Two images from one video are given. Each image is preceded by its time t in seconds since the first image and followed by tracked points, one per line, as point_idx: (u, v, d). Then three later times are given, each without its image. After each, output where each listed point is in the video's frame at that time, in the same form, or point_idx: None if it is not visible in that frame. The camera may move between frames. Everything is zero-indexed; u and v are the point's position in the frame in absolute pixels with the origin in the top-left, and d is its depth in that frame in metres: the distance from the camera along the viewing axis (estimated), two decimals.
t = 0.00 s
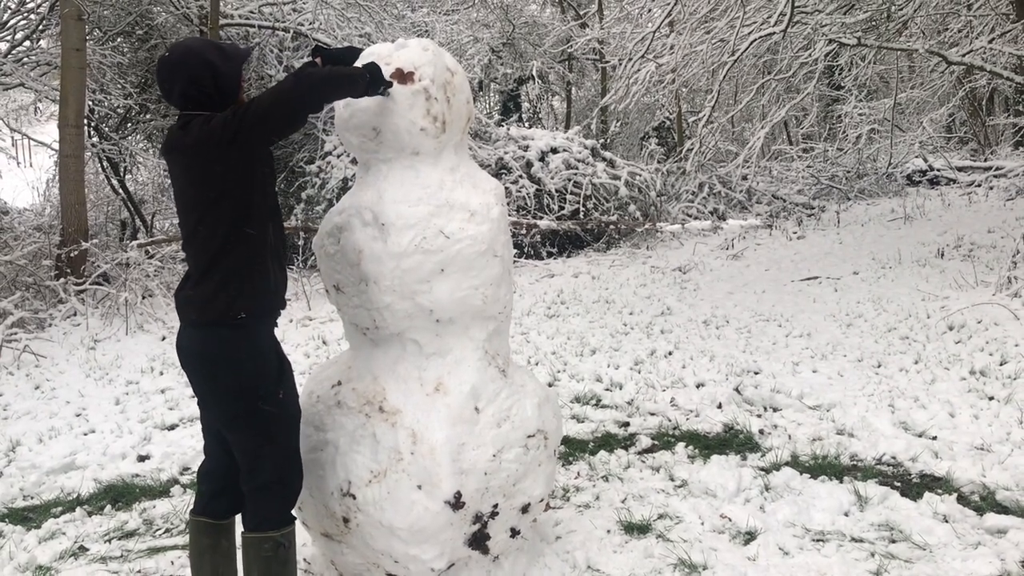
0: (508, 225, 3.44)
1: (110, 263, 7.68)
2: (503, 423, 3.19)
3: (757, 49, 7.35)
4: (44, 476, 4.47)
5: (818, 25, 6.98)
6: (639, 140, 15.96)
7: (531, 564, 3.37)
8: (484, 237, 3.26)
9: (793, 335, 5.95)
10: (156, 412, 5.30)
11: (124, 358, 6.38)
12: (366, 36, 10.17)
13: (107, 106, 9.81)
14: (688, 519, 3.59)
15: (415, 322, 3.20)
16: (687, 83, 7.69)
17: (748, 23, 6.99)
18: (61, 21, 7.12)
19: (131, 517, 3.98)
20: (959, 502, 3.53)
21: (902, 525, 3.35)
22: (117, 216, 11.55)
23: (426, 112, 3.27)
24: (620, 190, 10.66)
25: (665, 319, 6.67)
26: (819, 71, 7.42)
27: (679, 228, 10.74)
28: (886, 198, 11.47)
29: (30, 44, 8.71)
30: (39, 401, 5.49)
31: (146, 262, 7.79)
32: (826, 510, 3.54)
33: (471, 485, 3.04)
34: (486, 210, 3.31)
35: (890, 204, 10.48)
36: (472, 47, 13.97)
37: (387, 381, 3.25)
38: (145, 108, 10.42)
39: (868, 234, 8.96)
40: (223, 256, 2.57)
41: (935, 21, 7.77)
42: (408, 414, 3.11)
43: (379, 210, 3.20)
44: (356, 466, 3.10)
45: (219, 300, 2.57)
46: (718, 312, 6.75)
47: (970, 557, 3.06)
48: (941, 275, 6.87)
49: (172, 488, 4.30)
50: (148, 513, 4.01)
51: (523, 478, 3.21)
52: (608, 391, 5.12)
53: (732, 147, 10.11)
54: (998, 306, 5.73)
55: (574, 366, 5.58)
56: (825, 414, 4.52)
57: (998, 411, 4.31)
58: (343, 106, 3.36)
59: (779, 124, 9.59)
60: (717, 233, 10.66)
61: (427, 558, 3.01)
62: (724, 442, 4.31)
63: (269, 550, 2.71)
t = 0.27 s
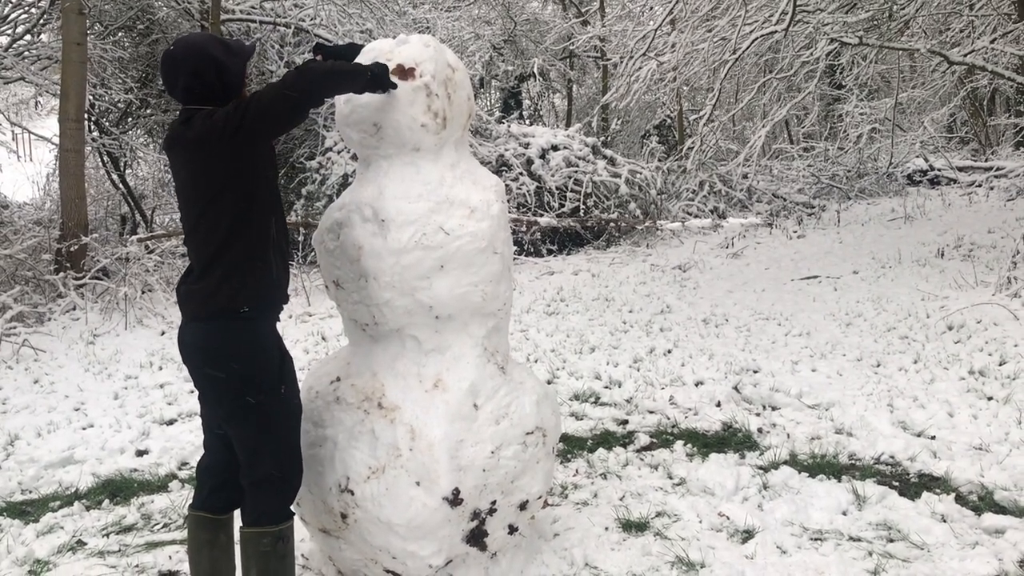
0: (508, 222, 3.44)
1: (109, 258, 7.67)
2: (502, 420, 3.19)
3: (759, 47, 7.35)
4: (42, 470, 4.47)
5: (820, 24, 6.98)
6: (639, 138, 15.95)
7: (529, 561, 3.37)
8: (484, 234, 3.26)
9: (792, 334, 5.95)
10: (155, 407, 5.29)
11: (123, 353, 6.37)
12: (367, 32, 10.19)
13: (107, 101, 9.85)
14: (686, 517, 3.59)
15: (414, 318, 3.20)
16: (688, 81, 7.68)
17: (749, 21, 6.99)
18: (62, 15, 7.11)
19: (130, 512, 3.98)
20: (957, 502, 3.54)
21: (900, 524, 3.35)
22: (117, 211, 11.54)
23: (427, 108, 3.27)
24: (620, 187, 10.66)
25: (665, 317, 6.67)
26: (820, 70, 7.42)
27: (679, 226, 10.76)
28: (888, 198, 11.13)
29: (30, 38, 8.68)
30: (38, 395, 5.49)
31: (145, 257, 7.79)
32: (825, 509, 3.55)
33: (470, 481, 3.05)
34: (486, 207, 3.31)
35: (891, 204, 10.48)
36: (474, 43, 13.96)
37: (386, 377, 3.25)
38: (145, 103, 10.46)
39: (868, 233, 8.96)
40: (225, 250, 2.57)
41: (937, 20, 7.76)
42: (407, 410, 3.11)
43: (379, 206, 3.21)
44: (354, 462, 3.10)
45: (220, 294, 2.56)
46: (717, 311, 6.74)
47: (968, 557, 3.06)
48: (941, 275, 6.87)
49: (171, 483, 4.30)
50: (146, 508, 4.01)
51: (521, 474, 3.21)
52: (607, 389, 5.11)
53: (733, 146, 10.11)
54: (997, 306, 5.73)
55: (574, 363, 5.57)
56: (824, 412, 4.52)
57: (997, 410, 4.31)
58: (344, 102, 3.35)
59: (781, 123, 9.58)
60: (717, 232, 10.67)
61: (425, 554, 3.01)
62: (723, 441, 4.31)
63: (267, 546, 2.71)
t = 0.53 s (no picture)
0: (513, 220, 3.44)
1: (115, 254, 7.69)
2: (506, 418, 3.20)
3: (766, 46, 7.35)
4: (46, 465, 4.48)
5: (827, 22, 6.96)
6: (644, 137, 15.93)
7: (532, 559, 3.37)
8: (489, 232, 3.26)
9: (796, 334, 5.94)
10: (160, 403, 5.30)
11: (128, 349, 6.38)
12: (373, 29, 10.11)
13: (113, 96, 9.99)
14: (690, 516, 3.59)
15: (419, 315, 3.20)
16: (694, 80, 7.67)
17: (756, 20, 6.97)
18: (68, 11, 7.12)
19: (134, 507, 3.99)
20: (961, 503, 3.53)
21: (904, 525, 3.34)
22: (123, 207, 11.56)
23: (432, 105, 3.27)
24: (625, 186, 10.65)
25: (669, 316, 6.67)
26: (826, 69, 7.40)
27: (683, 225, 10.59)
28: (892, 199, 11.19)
29: (37, 34, 8.67)
30: (43, 390, 5.50)
31: (151, 253, 7.80)
32: (828, 508, 3.54)
33: (473, 479, 3.05)
34: (491, 205, 3.31)
35: (897, 204, 10.45)
36: (480, 41, 13.95)
37: (390, 374, 3.25)
38: (151, 99, 10.49)
39: (873, 233, 8.94)
40: (232, 246, 2.57)
41: (944, 20, 7.74)
42: (410, 407, 3.12)
43: (384, 203, 3.21)
44: (358, 459, 3.11)
45: (228, 291, 2.57)
46: (722, 310, 6.73)
47: (972, 557, 3.05)
48: (946, 275, 6.85)
49: (175, 479, 4.31)
50: (151, 503, 4.02)
51: (525, 472, 3.21)
52: (611, 387, 5.11)
53: (738, 145, 10.10)
54: (1003, 306, 5.71)
55: (578, 362, 5.56)
56: (829, 412, 4.51)
57: (1002, 411, 4.30)
58: (350, 99, 3.36)
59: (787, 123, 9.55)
60: (721, 230, 10.67)
61: (429, 552, 3.01)
62: (727, 440, 4.31)
63: (272, 542, 2.71)
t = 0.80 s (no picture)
0: (531, 221, 3.44)
1: (134, 251, 7.76)
2: (523, 419, 3.20)
3: (785, 46, 7.30)
4: (67, 460, 4.54)
5: (847, 23, 6.93)
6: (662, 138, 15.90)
7: (547, 560, 3.39)
8: (507, 233, 3.27)
9: (814, 336, 5.92)
10: (178, 399, 5.35)
11: (147, 345, 6.44)
12: (392, 28, 10.19)
13: (134, 95, 9.94)
14: (706, 518, 3.60)
15: (437, 315, 3.22)
16: (713, 81, 7.67)
17: (775, 20, 6.96)
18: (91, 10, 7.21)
19: (153, 503, 4.04)
20: (979, 508, 3.52)
21: (921, 530, 3.33)
22: (143, 204, 11.65)
23: (452, 106, 3.28)
24: (643, 186, 10.56)
25: (686, 317, 6.66)
26: (846, 70, 7.37)
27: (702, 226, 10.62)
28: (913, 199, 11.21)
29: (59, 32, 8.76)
30: (64, 386, 5.57)
31: (170, 250, 7.86)
32: (845, 512, 3.53)
33: (490, 479, 3.06)
34: (509, 206, 3.31)
35: (916, 206, 10.38)
36: (499, 41, 13.96)
37: (408, 374, 3.26)
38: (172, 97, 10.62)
39: (892, 235, 8.89)
40: (256, 245, 2.59)
41: (967, 21, 7.66)
42: (428, 407, 3.13)
43: (403, 203, 3.22)
44: (375, 458, 3.12)
45: (250, 290, 2.59)
46: (739, 311, 6.72)
47: (990, 564, 3.04)
48: (965, 278, 6.80)
49: (194, 475, 4.35)
50: (170, 499, 4.07)
51: (541, 473, 3.22)
52: (627, 389, 5.11)
53: (757, 145, 10.06)
54: None
55: (594, 362, 5.57)
56: (846, 415, 4.50)
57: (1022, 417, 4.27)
58: (370, 99, 3.37)
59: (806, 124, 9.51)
60: (740, 232, 10.57)
61: (445, 551, 3.03)
62: (743, 442, 4.31)
63: (290, 540, 2.73)
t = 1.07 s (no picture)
0: (566, 225, 3.46)
1: (170, 248, 7.87)
2: (555, 422, 3.22)
3: (821, 52, 7.28)
4: (105, 453, 4.62)
5: (883, 29, 6.97)
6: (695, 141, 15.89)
7: (577, 563, 3.41)
8: (542, 237, 3.29)
9: (846, 344, 5.89)
10: (213, 395, 5.43)
11: (182, 341, 6.54)
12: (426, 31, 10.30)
13: (172, 93, 10.04)
14: (736, 525, 3.61)
15: (471, 318, 3.24)
16: (746, 85, 7.71)
17: (811, 25, 6.95)
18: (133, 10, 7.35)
19: (189, 497, 4.11)
20: (1014, 521, 3.50)
21: (954, 541, 3.33)
22: (178, 201, 11.78)
23: (490, 111, 3.31)
24: (675, 191, 10.62)
25: (717, 323, 6.65)
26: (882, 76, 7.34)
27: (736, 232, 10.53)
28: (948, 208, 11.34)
29: (100, 32, 8.90)
30: (101, 380, 5.67)
31: (205, 248, 7.97)
32: (876, 522, 3.53)
33: (522, 481, 3.09)
34: (545, 210, 3.33)
35: (951, 214, 10.27)
36: (531, 43, 13.97)
37: (442, 375, 3.30)
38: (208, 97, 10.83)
39: (926, 243, 8.82)
40: (301, 250, 2.62)
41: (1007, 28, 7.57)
42: (462, 408, 3.16)
43: (440, 206, 3.24)
44: (409, 458, 3.16)
45: (296, 295, 2.62)
46: (771, 318, 6.71)
47: None
48: (1001, 288, 6.74)
49: (228, 471, 4.42)
50: (205, 494, 4.13)
51: (573, 476, 3.24)
52: (658, 394, 5.13)
53: (790, 150, 10.01)
54: None
55: (625, 367, 5.59)
56: (878, 424, 4.49)
57: None
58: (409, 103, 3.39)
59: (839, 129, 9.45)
60: (775, 238, 10.49)
61: (477, 551, 3.06)
62: (774, 449, 4.31)
63: (326, 537, 2.77)
